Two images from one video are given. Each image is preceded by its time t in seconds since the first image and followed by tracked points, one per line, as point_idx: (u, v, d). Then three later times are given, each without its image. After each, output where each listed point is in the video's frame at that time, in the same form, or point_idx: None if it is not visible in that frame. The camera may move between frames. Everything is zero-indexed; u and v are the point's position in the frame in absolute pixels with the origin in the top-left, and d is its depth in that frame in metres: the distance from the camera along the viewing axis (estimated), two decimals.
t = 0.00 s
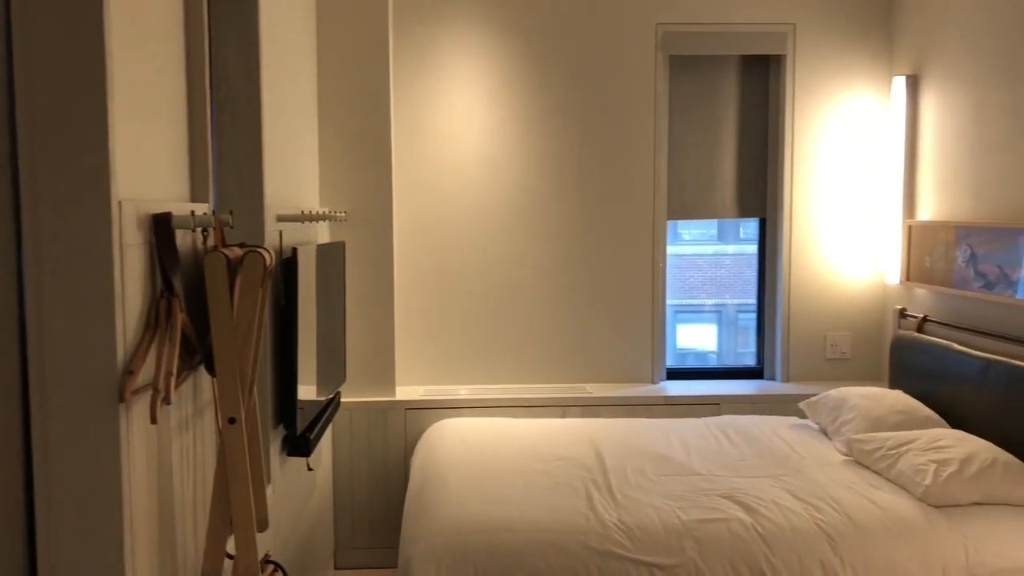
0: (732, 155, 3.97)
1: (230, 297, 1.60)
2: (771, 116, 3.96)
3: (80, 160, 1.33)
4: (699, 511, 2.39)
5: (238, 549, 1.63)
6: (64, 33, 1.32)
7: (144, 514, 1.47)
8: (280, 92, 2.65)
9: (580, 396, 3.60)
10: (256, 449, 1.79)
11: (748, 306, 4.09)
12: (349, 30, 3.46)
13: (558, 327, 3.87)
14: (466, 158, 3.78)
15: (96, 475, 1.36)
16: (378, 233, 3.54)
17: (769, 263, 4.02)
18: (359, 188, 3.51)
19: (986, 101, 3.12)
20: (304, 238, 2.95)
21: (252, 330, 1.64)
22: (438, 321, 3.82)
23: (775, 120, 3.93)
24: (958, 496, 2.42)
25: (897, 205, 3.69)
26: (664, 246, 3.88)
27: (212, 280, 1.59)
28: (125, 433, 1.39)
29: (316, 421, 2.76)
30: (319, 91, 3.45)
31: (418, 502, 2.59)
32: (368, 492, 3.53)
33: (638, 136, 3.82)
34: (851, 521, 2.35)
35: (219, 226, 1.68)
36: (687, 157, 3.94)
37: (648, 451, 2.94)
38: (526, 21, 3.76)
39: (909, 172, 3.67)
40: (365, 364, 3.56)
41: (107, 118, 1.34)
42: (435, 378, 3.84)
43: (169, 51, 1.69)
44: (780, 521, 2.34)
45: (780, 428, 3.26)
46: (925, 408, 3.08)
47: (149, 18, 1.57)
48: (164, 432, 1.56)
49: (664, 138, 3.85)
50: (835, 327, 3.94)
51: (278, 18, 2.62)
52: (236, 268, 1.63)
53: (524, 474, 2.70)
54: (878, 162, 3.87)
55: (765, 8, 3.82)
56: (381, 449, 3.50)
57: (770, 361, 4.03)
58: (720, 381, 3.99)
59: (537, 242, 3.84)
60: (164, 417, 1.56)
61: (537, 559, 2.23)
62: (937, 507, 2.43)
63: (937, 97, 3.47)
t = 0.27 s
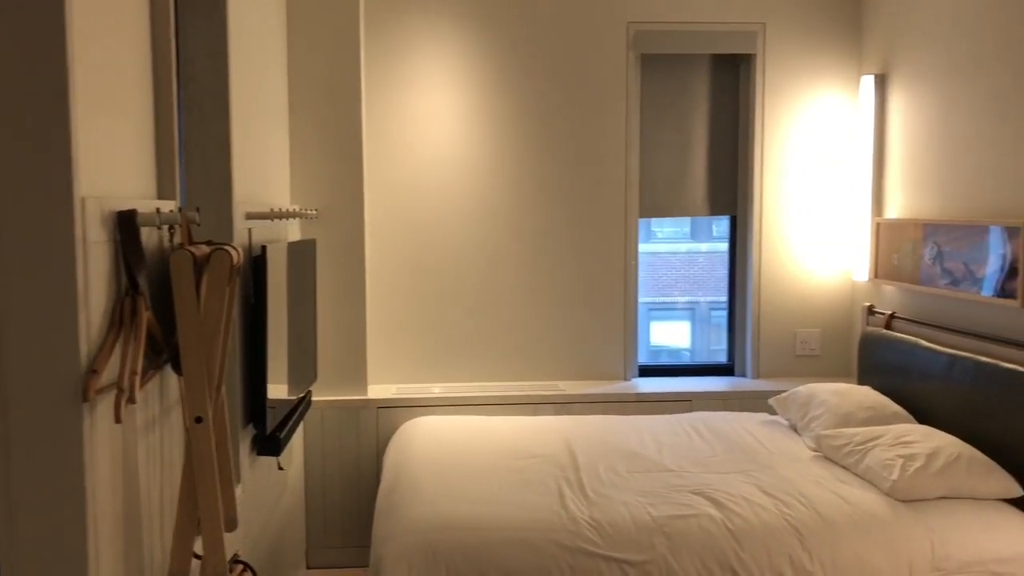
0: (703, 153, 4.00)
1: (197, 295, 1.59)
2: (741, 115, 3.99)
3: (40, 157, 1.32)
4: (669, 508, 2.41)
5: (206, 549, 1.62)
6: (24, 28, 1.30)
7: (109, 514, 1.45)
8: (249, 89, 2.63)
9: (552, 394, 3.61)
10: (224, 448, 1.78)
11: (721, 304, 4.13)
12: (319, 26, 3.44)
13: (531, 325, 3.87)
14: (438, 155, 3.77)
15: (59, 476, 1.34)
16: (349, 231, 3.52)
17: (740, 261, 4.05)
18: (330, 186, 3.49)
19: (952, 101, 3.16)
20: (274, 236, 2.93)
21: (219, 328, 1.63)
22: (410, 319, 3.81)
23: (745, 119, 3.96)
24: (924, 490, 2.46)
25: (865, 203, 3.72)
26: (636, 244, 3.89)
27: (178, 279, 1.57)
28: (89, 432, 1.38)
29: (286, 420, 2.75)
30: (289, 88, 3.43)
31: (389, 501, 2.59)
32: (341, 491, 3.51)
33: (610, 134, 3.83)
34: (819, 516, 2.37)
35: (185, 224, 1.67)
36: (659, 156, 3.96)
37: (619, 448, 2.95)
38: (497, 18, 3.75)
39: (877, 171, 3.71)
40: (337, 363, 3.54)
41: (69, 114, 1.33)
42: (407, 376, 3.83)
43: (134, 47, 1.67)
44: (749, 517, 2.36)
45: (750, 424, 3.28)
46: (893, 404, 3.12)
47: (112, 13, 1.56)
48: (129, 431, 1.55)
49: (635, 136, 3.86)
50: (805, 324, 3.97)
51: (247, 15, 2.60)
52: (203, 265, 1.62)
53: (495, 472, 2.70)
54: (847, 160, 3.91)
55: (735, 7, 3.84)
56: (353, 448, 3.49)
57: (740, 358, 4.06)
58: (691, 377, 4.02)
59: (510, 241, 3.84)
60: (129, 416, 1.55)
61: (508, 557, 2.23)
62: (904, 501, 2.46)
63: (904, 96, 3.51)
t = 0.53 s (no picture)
0: (670, 152, 4.02)
1: (157, 295, 1.57)
2: (709, 114, 4.01)
3: None
4: (637, 505, 2.42)
5: (168, 552, 1.60)
6: None
7: (66, 517, 1.43)
8: (214, 86, 2.60)
9: (521, 392, 3.61)
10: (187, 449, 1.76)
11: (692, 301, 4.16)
12: (285, 23, 3.41)
13: (500, 324, 3.87)
14: (406, 153, 3.76)
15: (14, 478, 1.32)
16: (316, 230, 3.50)
17: (708, 259, 4.08)
18: (297, 184, 3.47)
19: (915, 101, 3.20)
20: (240, 234, 2.90)
21: (181, 327, 1.61)
22: (379, 318, 3.80)
23: (713, 117, 3.99)
24: (887, 485, 2.48)
25: (831, 201, 3.76)
26: (605, 243, 3.90)
27: (139, 278, 1.55)
28: (45, 434, 1.36)
29: (253, 420, 2.72)
30: (255, 85, 3.40)
31: (357, 500, 2.57)
32: (308, 491, 3.49)
33: (579, 133, 3.84)
34: (785, 511, 2.39)
35: (146, 222, 1.65)
36: (627, 155, 3.98)
37: (588, 446, 2.96)
38: (466, 17, 3.75)
39: (842, 169, 3.75)
40: (305, 362, 3.52)
41: (24, 110, 1.31)
42: (376, 376, 3.81)
43: (92, 43, 1.64)
44: (716, 513, 2.37)
45: (718, 420, 3.31)
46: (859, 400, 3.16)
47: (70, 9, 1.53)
48: (88, 433, 1.53)
49: (604, 135, 3.87)
50: (772, 321, 4.00)
51: (211, 12, 2.57)
52: (164, 265, 1.60)
53: (464, 470, 2.70)
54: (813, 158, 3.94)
55: (702, 6, 3.86)
56: (321, 448, 3.47)
57: (708, 356, 4.09)
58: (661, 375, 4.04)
59: (479, 239, 3.83)
60: (88, 417, 1.52)
61: (476, 556, 2.23)
62: (868, 496, 2.49)
63: (869, 95, 3.55)
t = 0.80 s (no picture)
0: (639, 151, 4.04)
1: (118, 297, 1.54)
2: (677, 113, 4.03)
3: None
4: (605, 503, 2.42)
5: (129, 557, 1.57)
6: None
7: (25, 523, 1.41)
8: (178, 85, 2.58)
9: (491, 392, 3.61)
10: (149, 452, 1.73)
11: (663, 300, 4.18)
12: (251, 21, 3.38)
13: (470, 323, 3.87)
14: (374, 153, 3.74)
15: None
16: (283, 230, 3.48)
17: (677, 258, 4.10)
18: (264, 184, 3.44)
19: (880, 100, 3.24)
20: (205, 235, 2.87)
21: (142, 329, 1.59)
22: (348, 319, 3.78)
23: (681, 117, 4.01)
24: (853, 481, 2.51)
25: (797, 200, 3.79)
26: (574, 242, 3.91)
27: (99, 279, 1.53)
28: (3, 438, 1.33)
29: (218, 421, 2.70)
30: (221, 84, 3.36)
31: (324, 502, 2.56)
32: (276, 492, 3.46)
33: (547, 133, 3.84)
34: (752, 507, 2.40)
35: (107, 223, 1.63)
36: (596, 154, 3.99)
37: (557, 445, 2.96)
38: (434, 16, 3.73)
39: (808, 168, 3.78)
40: (272, 363, 3.49)
41: None
42: (345, 376, 3.79)
43: (51, 42, 1.62)
44: (684, 510, 2.38)
45: (687, 418, 3.32)
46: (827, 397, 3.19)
47: (27, 7, 1.51)
48: (46, 437, 1.50)
49: (573, 134, 3.88)
50: (740, 319, 4.03)
51: (174, 10, 2.55)
52: (124, 266, 1.58)
53: (432, 470, 2.69)
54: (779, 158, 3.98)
55: (669, 6, 3.88)
56: (289, 449, 3.44)
57: (677, 354, 4.11)
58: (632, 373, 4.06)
59: (448, 239, 3.82)
60: (46, 421, 1.50)
61: (444, 556, 2.23)
62: (834, 492, 2.51)
63: (834, 95, 3.58)
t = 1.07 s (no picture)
0: (609, 151, 4.05)
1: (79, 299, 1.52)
2: (647, 113, 4.05)
3: None
4: (575, 503, 2.42)
5: (93, 565, 1.55)
6: None
7: None
8: (142, 85, 2.55)
9: (463, 392, 3.60)
10: (113, 457, 1.70)
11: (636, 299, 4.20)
12: (218, 21, 3.35)
13: (442, 324, 3.86)
14: (344, 154, 3.72)
15: None
16: (252, 231, 3.45)
17: (647, 258, 4.12)
18: (232, 185, 3.41)
19: (846, 101, 3.27)
20: (171, 236, 2.84)
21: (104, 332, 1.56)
22: (318, 320, 3.76)
23: (650, 117, 4.03)
24: (821, 478, 2.53)
25: (765, 199, 3.82)
26: (545, 242, 3.91)
27: (59, 282, 1.50)
28: None
29: (186, 424, 2.68)
30: (188, 84, 3.33)
31: (294, 505, 2.54)
32: (246, 495, 3.44)
33: (518, 133, 3.84)
34: (721, 505, 2.42)
35: (67, 224, 1.60)
36: (566, 154, 3.99)
37: (528, 445, 2.96)
38: (402, 16, 3.72)
39: (777, 168, 3.81)
40: (241, 365, 3.46)
41: None
42: (315, 378, 3.77)
43: (9, 41, 1.59)
44: (654, 509, 2.39)
45: (657, 417, 3.34)
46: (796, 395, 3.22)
47: None
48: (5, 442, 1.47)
49: (543, 135, 3.88)
50: (710, 318, 4.06)
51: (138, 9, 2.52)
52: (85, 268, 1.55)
53: (403, 472, 2.68)
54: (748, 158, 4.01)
55: (638, 7, 3.89)
56: (259, 452, 3.42)
57: (648, 353, 4.13)
58: (604, 372, 4.08)
59: (419, 240, 3.81)
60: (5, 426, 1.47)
61: (413, 558, 2.22)
62: (802, 489, 2.53)
63: (802, 95, 3.61)
